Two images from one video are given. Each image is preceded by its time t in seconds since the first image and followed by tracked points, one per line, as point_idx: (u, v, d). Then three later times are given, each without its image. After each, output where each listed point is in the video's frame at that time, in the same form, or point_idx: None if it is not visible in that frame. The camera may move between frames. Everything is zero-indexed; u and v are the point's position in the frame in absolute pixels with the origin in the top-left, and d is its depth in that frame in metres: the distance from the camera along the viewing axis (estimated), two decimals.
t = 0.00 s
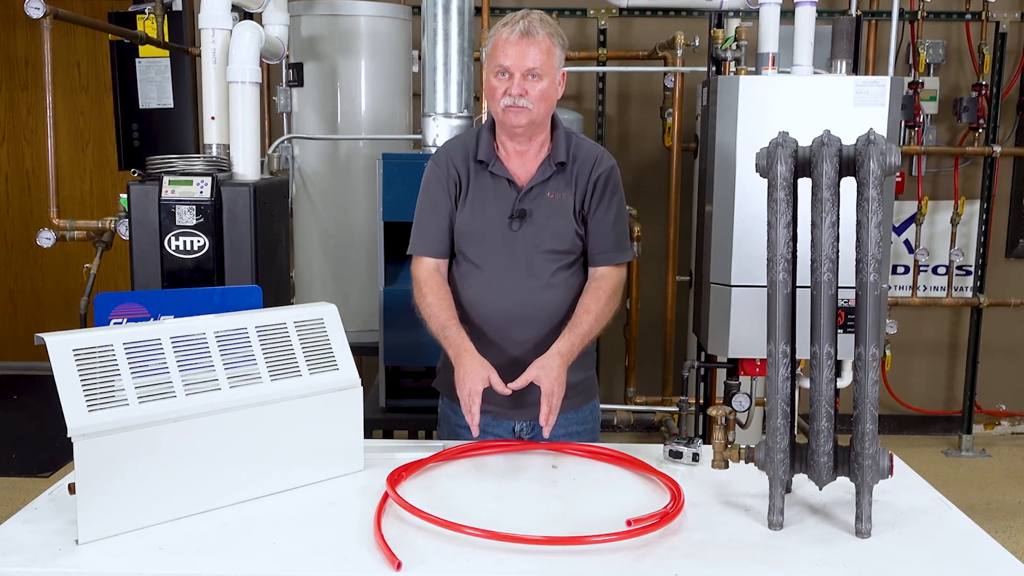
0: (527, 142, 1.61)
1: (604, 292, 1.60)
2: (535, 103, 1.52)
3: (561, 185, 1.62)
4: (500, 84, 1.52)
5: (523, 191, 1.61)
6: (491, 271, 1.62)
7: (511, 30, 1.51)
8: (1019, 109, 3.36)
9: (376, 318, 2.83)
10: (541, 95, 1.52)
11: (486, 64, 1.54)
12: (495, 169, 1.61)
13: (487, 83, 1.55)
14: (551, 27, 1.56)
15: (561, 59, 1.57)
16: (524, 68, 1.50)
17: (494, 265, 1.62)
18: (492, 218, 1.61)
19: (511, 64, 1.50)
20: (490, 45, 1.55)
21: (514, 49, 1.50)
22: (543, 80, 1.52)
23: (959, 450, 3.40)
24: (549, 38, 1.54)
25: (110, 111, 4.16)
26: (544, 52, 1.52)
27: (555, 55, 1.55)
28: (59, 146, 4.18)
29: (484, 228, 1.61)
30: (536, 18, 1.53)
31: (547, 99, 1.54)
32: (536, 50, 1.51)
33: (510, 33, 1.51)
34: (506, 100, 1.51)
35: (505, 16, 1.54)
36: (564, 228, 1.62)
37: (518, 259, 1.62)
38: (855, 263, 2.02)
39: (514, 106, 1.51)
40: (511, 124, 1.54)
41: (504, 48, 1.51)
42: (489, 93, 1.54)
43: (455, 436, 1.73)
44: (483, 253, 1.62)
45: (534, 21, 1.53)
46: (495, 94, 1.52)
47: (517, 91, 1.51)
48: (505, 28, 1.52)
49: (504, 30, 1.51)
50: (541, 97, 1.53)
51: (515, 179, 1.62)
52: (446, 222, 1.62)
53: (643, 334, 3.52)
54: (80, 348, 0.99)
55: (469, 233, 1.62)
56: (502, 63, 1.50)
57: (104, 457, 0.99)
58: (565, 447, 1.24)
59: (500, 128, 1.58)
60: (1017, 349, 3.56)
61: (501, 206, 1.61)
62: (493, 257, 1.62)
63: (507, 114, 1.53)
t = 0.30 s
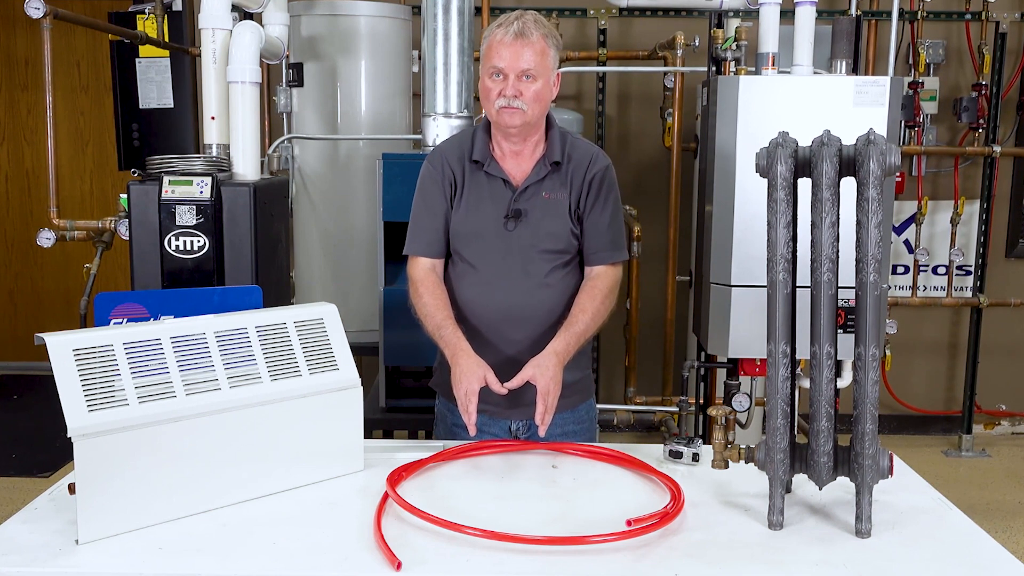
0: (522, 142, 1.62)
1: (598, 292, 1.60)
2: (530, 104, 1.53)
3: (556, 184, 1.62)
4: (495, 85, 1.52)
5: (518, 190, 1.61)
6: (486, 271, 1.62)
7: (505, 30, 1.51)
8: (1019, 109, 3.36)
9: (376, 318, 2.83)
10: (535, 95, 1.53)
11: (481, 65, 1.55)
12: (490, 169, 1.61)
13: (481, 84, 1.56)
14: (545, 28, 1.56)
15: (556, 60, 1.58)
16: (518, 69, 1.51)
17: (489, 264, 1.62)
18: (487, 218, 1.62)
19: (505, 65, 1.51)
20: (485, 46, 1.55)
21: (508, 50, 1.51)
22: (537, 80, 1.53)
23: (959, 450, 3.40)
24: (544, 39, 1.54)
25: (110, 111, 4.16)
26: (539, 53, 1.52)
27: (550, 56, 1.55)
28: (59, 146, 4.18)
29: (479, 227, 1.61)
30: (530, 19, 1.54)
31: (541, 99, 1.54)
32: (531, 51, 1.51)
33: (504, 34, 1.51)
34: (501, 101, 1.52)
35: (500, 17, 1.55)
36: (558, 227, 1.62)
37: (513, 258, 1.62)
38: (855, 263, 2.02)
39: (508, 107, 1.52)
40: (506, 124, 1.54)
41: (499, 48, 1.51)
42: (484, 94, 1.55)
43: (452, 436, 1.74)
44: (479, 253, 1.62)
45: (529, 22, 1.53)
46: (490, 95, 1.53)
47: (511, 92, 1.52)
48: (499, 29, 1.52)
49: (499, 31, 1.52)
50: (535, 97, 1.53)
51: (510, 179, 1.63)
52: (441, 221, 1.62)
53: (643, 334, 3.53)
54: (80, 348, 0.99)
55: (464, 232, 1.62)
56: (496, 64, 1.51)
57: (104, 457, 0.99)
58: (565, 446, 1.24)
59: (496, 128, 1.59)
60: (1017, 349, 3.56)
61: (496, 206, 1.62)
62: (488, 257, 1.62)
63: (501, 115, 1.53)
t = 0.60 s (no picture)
0: (514, 143, 1.62)
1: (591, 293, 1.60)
2: (522, 106, 1.53)
3: (549, 184, 1.62)
4: (487, 87, 1.53)
5: (510, 190, 1.61)
6: (478, 270, 1.62)
7: (497, 32, 1.52)
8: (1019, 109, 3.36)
9: (376, 318, 2.83)
10: (527, 97, 1.54)
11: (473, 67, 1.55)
12: (482, 169, 1.61)
13: (474, 86, 1.56)
14: (537, 29, 1.57)
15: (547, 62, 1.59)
16: (510, 71, 1.52)
17: (481, 264, 1.62)
18: (479, 217, 1.62)
19: (497, 66, 1.52)
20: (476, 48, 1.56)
21: (500, 51, 1.52)
22: (529, 82, 1.53)
23: (959, 450, 3.40)
24: (535, 40, 1.55)
25: (110, 111, 4.16)
26: (530, 54, 1.53)
27: (541, 57, 1.56)
28: (59, 146, 4.18)
29: (472, 227, 1.61)
30: (522, 20, 1.55)
31: (534, 100, 1.55)
32: (523, 52, 1.52)
33: (496, 36, 1.52)
34: (493, 102, 1.53)
35: (492, 19, 1.55)
36: (551, 226, 1.62)
37: (505, 258, 1.62)
38: (855, 263, 2.02)
39: (501, 108, 1.53)
40: (498, 126, 1.55)
41: (491, 50, 1.52)
42: (476, 95, 1.56)
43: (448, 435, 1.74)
44: (471, 252, 1.62)
45: (520, 23, 1.54)
46: (482, 96, 1.54)
47: (504, 94, 1.52)
48: (491, 31, 1.53)
49: (491, 32, 1.53)
50: (527, 98, 1.54)
51: (503, 179, 1.63)
52: (434, 221, 1.62)
53: (643, 334, 3.53)
54: (80, 348, 0.99)
55: (457, 232, 1.62)
56: (489, 65, 1.52)
57: (104, 457, 0.99)
58: (565, 446, 1.24)
59: (488, 129, 1.59)
60: (1017, 349, 3.56)
61: (489, 205, 1.62)
62: (481, 256, 1.62)
63: (494, 117, 1.54)
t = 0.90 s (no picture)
0: (501, 143, 1.62)
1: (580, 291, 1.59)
2: (514, 108, 1.54)
3: (536, 183, 1.63)
4: (479, 89, 1.53)
5: (498, 190, 1.61)
6: (467, 270, 1.62)
7: (489, 34, 1.52)
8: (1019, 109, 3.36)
9: (376, 318, 2.83)
10: (519, 99, 1.54)
11: (464, 69, 1.55)
12: (470, 169, 1.62)
13: (464, 87, 1.56)
14: (528, 31, 1.57)
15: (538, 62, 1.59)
16: (503, 74, 1.51)
17: (469, 263, 1.62)
18: (467, 217, 1.62)
19: (490, 69, 1.52)
20: (467, 49, 1.56)
21: (493, 54, 1.51)
22: (522, 84, 1.54)
23: (959, 450, 3.40)
24: (527, 43, 1.55)
25: (110, 111, 4.17)
26: (522, 57, 1.53)
27: (532, 59, 1.56)
28: (59, 146, 4.18)
29: (460, 227, 1.61)
30: (513, 22, 1.55)
31: (525, 102, 1.56)
32: (515, 55, 1.52)
33: (488, 39, 1.52)
34: (486, 105, 1.53)
35: (483, 20, 1.55)
36: (539, 225, 1.62)
37: (493, 257, 1.62)
38: (856, 263, 2.02)
39: (493, 111, 1.54)
40: (489, 128, 1.56)
41: (482, 52, 1.52)
42: (467, 97, 1.56)
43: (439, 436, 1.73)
44: (460, 252, 1.62)
45: (512, 26, 1.54)
46: (474, 98, 1.54)
47: (497, 96, 1.53)
48: (483, 33, 1.53)
49: (483, 34, 1.53)
50: (519, 101, 1.55)
51: (490, 179, 1.63)
52: (422, 221, 1.62)
53: (643, 334, 3.53)
54: (80, 348, 0.99)
55: (445, 232, 1.62)
56: (481, 68, 1.52)
57: (104, 457, 0.99)
58: (566, 446, 1.24)
59: (477, 129, 1.59)
60: (1017, 349, 3.56)
61: (477, 205, 1.62)
62: (469, 256, 1.62)
63: (485, 119, 1.55)
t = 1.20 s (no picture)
0: (490, 145, 1.62)
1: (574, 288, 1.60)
2: (506, 110, 1.54)
3: (525, 183, 1.63)
4: (471, 91, 1.53)
5: (487, 190, 1.61)
6: (457, 270, 1.62)
7: (483, 36, 1.53)
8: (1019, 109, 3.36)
9: (377, 318, 2.83)
10: (511, 101, 1.54)
11: (455, 70, 1.55)
12: (458, 170, 1.61)
13: (456, 88, 1.56)
14: (519, 34, 1.58)
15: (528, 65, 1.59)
16: (496, 76, 1.52)
17: (460, 264, 1.62)
18: (457, 218, 1.61)
19: (482, 71, 1.52)
20: (458, 51, 1.56)
21: (486, 56, 1.52)
22: (513, 86, 1.54)
23: (959, 450, 3.40)
24: (520, 46, 1.56)
25: (110, 111, 4.17)
26: (515, 60, 1.53)
27: (524, 62, 1.57)
28: (59, 146, 4.18)
29: (449, 227, 1.61)
30: (506, 25, 1.55)
31: (517, 104, 1.56)
32: (507, 58, 1.52)
33: (482, 41, 1.52)
34: (478, 106, 1.53)
35: (475, 22, 1.55)
36: (528, 225, 1.62)
37: (483, 257, 1.62)
38: (856, 263, 2.02)
39: (485, 112, 1.53)
40: (479, 129, 1.55)
41: (475, 53, 1.52)
42: (458, 98, 1.56)
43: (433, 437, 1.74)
44: (450, 253, 1.62)
45: (505, 28, 1.54)
46: (466, 99, 1.54)
47: (490, 98, 1.53)
48: (476, 34, 1.53)
49: (476, 36, 1.53)
50: (511, 104, 1.55)
51: (479, 179, 1.63)
52: (412, 222, 1.62)
53: (643, 334, 3.52)
54: (80, 348, 0.99)
55: (434, 233, 1.61)
56: (474, 70, 1.52)
57: (104, 457, 0.99)
58: (565, 446, 1.24)
59: (466, 130, 1.59)
60: (1017, 349, 3.57)
61: (466, 206, 1.62)
62: (459, 256, 1.62)
63: (477, 121, 1.54)
